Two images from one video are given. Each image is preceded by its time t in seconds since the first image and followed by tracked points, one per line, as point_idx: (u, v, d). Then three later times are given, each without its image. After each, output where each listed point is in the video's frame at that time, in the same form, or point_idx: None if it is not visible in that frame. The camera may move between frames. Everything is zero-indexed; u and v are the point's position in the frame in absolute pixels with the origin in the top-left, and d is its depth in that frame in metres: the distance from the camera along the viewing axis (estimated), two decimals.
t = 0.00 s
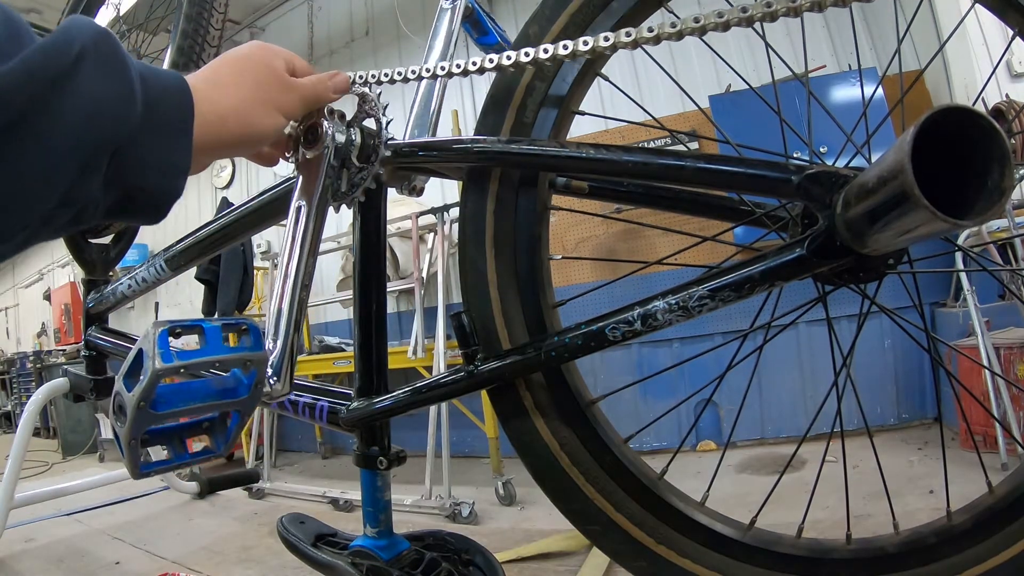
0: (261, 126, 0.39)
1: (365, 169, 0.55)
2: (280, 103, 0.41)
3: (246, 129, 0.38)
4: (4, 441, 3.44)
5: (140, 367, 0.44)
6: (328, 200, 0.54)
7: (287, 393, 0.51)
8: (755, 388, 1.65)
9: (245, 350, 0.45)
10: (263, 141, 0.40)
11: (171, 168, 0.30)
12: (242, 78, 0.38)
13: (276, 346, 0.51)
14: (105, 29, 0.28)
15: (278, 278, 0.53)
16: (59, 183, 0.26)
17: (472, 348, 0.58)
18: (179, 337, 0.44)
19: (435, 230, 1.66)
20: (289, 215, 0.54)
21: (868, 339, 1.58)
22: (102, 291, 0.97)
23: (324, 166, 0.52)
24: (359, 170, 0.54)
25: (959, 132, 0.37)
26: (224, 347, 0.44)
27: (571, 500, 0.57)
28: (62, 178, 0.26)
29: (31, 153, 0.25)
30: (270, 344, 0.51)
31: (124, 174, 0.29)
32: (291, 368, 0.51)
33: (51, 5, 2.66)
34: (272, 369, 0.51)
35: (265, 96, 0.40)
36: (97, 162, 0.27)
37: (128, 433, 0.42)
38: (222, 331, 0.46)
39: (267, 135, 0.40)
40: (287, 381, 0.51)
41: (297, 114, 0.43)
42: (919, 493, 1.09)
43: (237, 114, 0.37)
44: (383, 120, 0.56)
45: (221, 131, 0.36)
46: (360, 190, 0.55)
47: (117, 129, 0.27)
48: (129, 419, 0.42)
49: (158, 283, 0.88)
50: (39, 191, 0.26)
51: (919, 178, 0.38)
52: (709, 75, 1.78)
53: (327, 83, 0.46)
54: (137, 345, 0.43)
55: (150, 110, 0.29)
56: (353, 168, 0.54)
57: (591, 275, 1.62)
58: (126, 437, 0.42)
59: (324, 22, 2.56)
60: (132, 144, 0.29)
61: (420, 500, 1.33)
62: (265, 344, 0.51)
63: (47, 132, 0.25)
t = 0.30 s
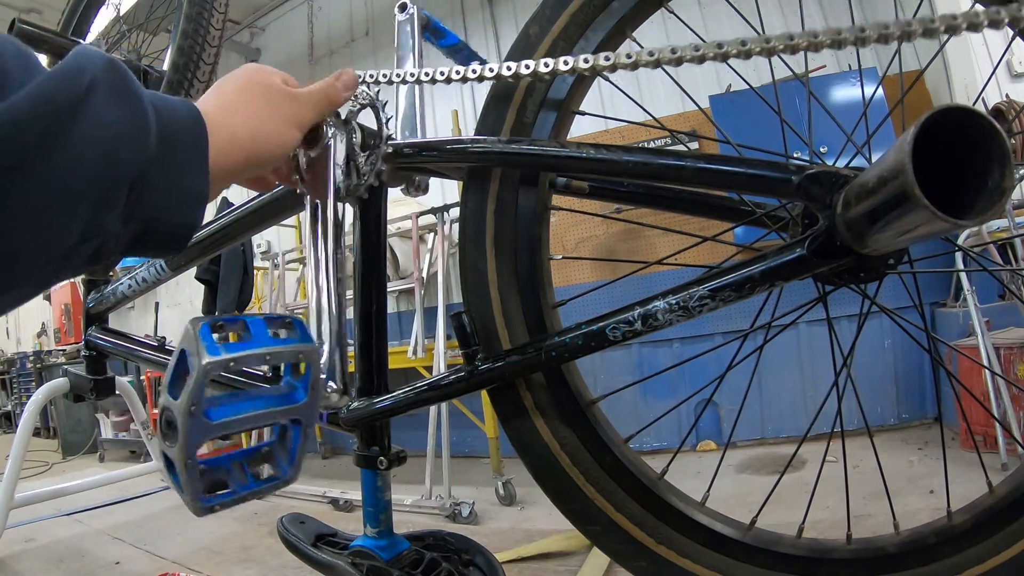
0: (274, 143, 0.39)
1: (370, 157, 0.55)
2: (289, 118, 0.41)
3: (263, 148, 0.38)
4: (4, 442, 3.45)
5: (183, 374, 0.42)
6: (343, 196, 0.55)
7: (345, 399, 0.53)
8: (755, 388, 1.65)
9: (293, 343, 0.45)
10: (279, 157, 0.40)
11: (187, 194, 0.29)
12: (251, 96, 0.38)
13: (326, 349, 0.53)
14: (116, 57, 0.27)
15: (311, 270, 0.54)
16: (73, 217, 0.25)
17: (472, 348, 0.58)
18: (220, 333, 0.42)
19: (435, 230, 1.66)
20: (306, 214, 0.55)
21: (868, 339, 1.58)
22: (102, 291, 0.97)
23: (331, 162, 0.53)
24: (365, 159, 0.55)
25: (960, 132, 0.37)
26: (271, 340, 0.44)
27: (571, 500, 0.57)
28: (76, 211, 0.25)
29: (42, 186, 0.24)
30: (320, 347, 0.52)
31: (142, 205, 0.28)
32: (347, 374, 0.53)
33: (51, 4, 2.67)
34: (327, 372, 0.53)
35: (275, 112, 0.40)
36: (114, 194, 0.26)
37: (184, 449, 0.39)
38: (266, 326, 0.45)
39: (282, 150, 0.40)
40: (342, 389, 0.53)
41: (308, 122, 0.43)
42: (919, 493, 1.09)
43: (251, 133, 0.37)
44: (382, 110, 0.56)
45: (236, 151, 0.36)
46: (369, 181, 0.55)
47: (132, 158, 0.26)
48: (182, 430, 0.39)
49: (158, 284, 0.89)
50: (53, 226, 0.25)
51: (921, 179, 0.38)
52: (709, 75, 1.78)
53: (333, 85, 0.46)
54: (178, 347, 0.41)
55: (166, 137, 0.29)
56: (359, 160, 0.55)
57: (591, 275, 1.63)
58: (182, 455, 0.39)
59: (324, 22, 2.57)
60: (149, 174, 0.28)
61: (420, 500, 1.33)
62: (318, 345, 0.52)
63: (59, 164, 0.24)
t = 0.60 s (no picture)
0: (282, 149, 0.40)
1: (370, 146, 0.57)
2: (291, 127, 0.42)
3: (275, 154, 0.39)
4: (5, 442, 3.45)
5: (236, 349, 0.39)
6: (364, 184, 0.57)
7: (415, 377, 0.52)
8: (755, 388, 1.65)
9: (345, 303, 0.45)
10: (284, 163, 0.41)
11: (202, 205, 0.30)
12: (260, 105, 0.39)
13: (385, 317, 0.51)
14: (126, 68, 0.27)
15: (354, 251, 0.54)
16: (94, 229, 0.25)
17: (472, 347, 0.58)
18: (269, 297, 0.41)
19: (435, 230, 1.66)
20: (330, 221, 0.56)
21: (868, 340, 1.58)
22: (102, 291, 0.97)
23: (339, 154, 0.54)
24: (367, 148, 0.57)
25: (960, 133, 0.37)
26: (321, 299, 0.43)
27: (571, 500, 0.57)
28: (98, 223, 0.25)
29: (64, 198, 0.24)
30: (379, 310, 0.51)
31: (159, 217, 0.28)
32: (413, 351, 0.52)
33: (51, 4, 2.67)
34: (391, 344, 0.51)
35: (280, 119, 0.41)
36: (133, 206, 0.26)
37: (259, 421, 0.36)
38: (315, 292, 0.45)
39: (286, 157, 0.40)
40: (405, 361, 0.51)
41: (308, 133, 0.44)
42: (919, 493, 1.09)
43: (262, 140, 0.38)
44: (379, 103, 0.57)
45: (249, 156, 0.37)
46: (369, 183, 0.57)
47: (150, 171, 0.27)
48: (254, 396, 0.36)
49: (158, 283, 0.89)
50: (74, 236, 0.25)
51: (921, 180, 0.38)
52: (709, 75, 1.78)
53: (335, 94, 0.47)
54: (226, 318, 0.39)
55: (179, 149, 0.29)
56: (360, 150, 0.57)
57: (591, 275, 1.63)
58: (254, 429, 0.36)
59: (324, 22, 2.57)
60: (166, 186, 0.28)
61: (420, 500, 1.33)
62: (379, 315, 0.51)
63: (80, 177, 0.24)
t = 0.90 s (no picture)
0: (283, 148, 0.40)
1: (370, 160, 0.56)
2: (294, 123, 0.42)
3: (276, 152, 0.39)
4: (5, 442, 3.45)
5: (167, 374, 0.48)
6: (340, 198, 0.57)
7: (331, 397, 0.55)
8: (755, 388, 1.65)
9: (275, 341, 0.52)
10: (285, 162, 0.41)
11: (202, 197, 0.30)
12: (263, 103, 0.39)
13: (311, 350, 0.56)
14: (129, 56, 0.28)
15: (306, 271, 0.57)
16: (95, 221, 0.25)
17: (472, 348, 0.58)
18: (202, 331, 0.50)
19: (435, 230, 1.66)
20: (303, 212, 0.58)
21: (868, 339, 1.59)
22: (102, 291, 0.97)
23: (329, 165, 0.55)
24: (366, 161, 0.56)
25: (960, 133, 0.37)
26: (249, 338, 0.51)
27: (571, 500, 0.57)
28: (101, 216, 0.25)
29: (66, 188, 0.24)
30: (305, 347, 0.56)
31: (158, 208, 0.28)
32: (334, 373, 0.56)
33: (51, 4, 2.67)
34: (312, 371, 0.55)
35: (286, 119, 0.41)
36: (134, 196, 0.26)
37: (171, 445, 0.46)
38: (245, 327, 0.52)
39: (290, 155, 0.41)
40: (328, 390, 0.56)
41: (311, 132, 0.45)
42: (918, 493, 1.09)
43: (264, 135, 0.38)
44: (382, 108, 0.56)
45: (250, 151, 0.36)
46: (368, 184, 0.57)
47: (152, 160, 0.27)
48: (169, 425, 0.45)
49: (158, 284, 0.89)
50: (78, 227, 0.25)
51: (921, 181, 0.38)
52: (709, 75, 1.78)
53: (342, 99, 0.49)
54: (163, 348, 0.48)
55: (180, 140, 0.29)
56: (359, 163, 0.56)
57: (591, 275, 1.63)
58: (170, 449, 0.46)
59: (324, 22, 2.57)
60: (166, 177, 0.28)
61: (420, 500, 1.33)
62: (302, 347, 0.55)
63: (83, 167, 0.24)
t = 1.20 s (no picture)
0: (281, 148, 0.40)
1: (371, 160, 0.56)
2: (293, 124, 0.42)
3: (274, 153, 0.39)
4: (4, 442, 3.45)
5: (170, 374, 0.49)
6: (340, 198, 0.57)
7: (332, 398, 0.55)
8: (754, 388, 1.65)
9: (279, 342, 0.52)
10: (283, 163, 0.41)
11: (198, 196, 0.30)
12: (262, 103, 0.39)
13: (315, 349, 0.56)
14: (129, 55, 0.27)
15: (305, 269, 0.57)
16: (90, 219, 0.25)
17: (472, 347, 0.58)
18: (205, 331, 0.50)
19: (435, 230, 1.66)
20: (304, 211, 0.58)
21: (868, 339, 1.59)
22: (102, 291, 0.97)
23: (329, 165, 0.55)
24: (365, 161, 0.56)
25: (959, 134, 0.37)
26: (254, 339, 0.51)
27: (570, 499, 0.57)
28: (96, 215, 0.25)
29: (64, 186, 0.24)
30: (308, 347, 0.56)
31: (153, 207, 0.28)
32: (336, 374, 0.55)
33: (51, 4, 2.67)
34: (315, 373, 0.55)
35: (284, 119, 0.41)
36: (129, 195, 0.27)
37: (174, 447, 0.46)
38: (249, 329, 0.53)
39: (288, 155, 0.41)
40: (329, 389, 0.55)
41: (309, 133, 0.45)
42: (918, 493, 1.09)
43: (262, 135, 0.38)
44: (382, 108, 0.56)
45: (247, 151, 0.37)
46: (369, 182, 0.57)
47: (148, 159, 0.27)
48: (173, 426, 0.46)
49: (158, 284, 0.89)
50: (73, 226, 0.25)
51: (919, 181, 0.38)
52: (709, 75, 1.78)
53: (342, 100, 0.49)
54: (166, 348, 0.48)
55: (178, 140, 0.29)
56: (359, 163, 0.56)
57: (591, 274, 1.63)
58: (171, 451, 0.46)
59: (324, 22, 2.57)
60: (162, 176, 0.28)
61: (420, 500, 1.33)
62: (307, 347, 0.55)
63: (80, 165, 0.24)
